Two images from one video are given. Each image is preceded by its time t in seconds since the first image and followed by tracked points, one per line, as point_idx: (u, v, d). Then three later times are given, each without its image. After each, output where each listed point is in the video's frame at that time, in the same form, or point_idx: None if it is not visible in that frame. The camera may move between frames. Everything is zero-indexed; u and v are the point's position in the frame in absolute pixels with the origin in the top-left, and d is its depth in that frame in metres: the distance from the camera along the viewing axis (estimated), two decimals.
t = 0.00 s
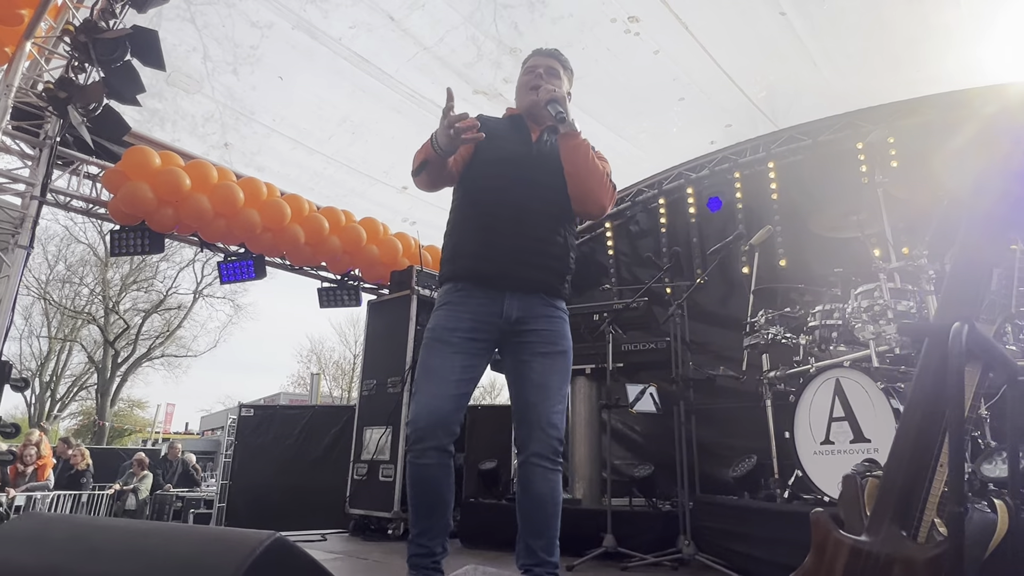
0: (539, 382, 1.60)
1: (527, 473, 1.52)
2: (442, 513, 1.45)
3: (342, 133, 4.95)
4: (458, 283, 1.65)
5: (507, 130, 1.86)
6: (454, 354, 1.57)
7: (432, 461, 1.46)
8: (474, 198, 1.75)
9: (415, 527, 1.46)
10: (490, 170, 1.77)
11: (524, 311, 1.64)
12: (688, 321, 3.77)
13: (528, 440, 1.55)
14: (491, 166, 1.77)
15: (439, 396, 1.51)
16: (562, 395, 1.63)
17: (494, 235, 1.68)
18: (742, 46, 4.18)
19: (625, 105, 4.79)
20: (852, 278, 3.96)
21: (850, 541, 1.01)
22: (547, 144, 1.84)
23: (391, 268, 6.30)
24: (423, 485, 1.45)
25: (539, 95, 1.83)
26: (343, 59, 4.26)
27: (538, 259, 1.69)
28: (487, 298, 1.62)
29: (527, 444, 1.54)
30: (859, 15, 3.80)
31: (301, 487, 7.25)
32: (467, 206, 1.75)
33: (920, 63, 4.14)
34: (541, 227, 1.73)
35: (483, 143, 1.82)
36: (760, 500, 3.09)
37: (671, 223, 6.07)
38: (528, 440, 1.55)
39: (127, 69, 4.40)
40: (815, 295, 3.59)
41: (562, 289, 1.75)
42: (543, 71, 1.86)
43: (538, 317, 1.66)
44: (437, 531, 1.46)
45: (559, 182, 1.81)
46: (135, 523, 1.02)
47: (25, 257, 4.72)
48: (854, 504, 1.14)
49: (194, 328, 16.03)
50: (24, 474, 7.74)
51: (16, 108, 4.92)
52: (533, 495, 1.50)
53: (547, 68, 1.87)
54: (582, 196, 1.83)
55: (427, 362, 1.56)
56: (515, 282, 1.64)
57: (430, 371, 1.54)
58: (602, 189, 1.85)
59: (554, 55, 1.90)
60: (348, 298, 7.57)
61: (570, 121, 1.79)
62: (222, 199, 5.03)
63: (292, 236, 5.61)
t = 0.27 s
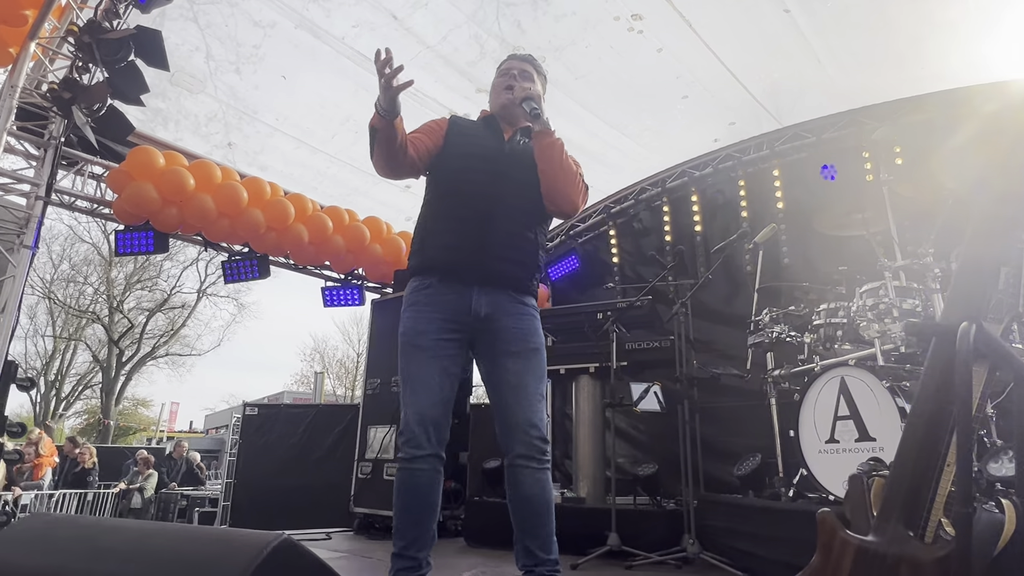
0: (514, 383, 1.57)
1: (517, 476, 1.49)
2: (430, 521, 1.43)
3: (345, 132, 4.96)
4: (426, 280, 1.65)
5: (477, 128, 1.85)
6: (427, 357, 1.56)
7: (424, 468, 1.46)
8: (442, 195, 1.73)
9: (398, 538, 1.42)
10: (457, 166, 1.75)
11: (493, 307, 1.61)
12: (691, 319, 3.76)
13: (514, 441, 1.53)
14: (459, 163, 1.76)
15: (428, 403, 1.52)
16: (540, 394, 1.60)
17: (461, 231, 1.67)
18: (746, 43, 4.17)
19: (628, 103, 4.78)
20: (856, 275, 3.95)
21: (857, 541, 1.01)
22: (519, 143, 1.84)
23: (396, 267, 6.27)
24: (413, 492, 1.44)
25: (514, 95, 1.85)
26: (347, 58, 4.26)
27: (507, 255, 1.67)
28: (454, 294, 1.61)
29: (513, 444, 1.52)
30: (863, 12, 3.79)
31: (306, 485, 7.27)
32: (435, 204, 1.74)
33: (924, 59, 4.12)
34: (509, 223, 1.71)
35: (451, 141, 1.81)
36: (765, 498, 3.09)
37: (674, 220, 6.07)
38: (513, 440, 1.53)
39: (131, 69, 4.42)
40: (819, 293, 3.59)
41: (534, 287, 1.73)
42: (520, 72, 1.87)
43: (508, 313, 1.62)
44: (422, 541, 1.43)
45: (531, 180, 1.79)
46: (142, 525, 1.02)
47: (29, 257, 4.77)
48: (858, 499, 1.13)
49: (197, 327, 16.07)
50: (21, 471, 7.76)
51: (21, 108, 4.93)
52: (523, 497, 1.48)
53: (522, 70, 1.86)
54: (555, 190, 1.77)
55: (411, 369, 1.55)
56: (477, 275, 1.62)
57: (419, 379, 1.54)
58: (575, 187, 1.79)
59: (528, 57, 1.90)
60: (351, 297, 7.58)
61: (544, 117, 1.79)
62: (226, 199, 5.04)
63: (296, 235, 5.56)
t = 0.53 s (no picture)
0: (505, 376, 1.57)
1: (514, 471, 1.48)
2: (434, 518, 1.43)
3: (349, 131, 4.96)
4: (405, 281, 1.65)
5: (442, 128, 1.82)
6: (415, 357, 1.56)
7: (424, 466, 1.47)
8: (413, 195, 1.72)
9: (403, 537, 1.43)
10: (423, 166, 1.74)
11: (473, 303, 1.60)
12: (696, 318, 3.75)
13: (509, 435, 1.51)
14: (425, 163, 1.74)
15: (425, 402, 1.52)
16: (530, 388, 1.60)
17: (435, 229, 1.65)
18: (751, 41, 4.15)
19: (633, 101, 4.77)
20: (861, 274, 3.95)
21: (866, 544, 1.00)
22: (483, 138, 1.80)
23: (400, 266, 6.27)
24: (415, 491, 1.43)
25: (472, 88, 1.79)
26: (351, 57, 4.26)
27: (485, 250, 1.65)
28: (431, 292, 1.60)
29: (509, 439, 1.51)
30: (869, 9, 3.77)
31: (313, 483, 7.33)
32: (406, 206, 1.73)
33: (930, 56, 4.09)
34: (481, 215, 1.69)
35: (416, 142, 1.79)
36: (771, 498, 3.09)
37: (679, 220, 6.14)
38: (508, 435, 1.52)
39: (137, 68, 4.41)
40: (825, 292, 3.58)
41: (513, 279, 1.72)
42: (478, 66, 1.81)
43: (487, 308, 1.61)
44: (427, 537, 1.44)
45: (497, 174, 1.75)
46: (154, 527, 1.02)
47: (36, 257, 4.77)
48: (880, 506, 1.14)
49: (201, 324, 16.12)
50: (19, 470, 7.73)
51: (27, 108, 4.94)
52: (522, 491, 1.47)
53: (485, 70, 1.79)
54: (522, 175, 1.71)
55: (403, 370, 1.55)
56: (459, 270, 1.61)
57: (412, 378, 1.54)
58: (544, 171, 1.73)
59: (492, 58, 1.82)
60: (356, 295, 7.60)
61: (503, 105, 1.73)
62: (232, 198, 5.05)
63: (301, 234, 5.55)
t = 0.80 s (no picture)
0: (508, 379, 1.57)
1: (515, 472, 1.49)
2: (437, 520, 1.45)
3: (353, 128, 4.95)
4: (411, 290, 1.67)
5: (417, 136, 1.82)
6: (424, 361, 1.57)
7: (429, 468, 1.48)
8: (403, 208, 1.74)
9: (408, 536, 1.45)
10: (406, 181, 1.76)
11: (480, 309, 1.60)
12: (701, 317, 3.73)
13: (510, 437, 1.52)
14: (409, 178, 1.75)
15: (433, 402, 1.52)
16: (535, 392, 1.59)
17: (433, 239, 1.67)
18: (757, 36, 4.11)
19: (637, 96, 4.74)
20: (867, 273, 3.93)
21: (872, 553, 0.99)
22: (459, 138, 1.77)
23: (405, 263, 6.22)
24: (418, 494, 1.45)
25: (437, 91, 1.74)
26: (354, 54, 4.24)
27: (488, 255, 1.65)
28: (439, 300, 1.61)
29: (511, 441, 1.51)
30: (876, 4, 3.73)
31: (318, 479, 7.37)
32: (399, 220, 1.75)
33: (937, 52, 4.06)
34: (479, 219, 1.68)
35: (395, 157, 1.80)
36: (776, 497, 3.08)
37: (683, 216, 6.13)
38: (508, 436, 1.52)
39: (139, 67, 4.48)
40: (831, 290, 3.56)
41: (518, 280, 1.71)
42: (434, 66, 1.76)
43: (495, 315, 1.61)
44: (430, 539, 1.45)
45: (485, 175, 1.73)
46: (158, 538, 1.02)
47: (40, 256, 4.79)
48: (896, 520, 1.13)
49: (206, 318, 16.18)
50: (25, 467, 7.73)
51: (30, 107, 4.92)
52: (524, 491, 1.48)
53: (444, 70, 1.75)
54: (509, 166, 1.71)
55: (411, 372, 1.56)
56: (471, 277, 1.62)
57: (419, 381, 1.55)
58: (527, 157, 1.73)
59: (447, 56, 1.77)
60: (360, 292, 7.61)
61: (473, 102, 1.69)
62: (235, 196, 5.02)
63: (305, 234, 5.51)
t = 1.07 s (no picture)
0: (516, 389, 1.57)
1: (518, 478, 1.51)
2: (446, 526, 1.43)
3: (355, 126, 4.95)
4: (421, 299, 1.69)
5: (422, 150, 1.85)
6: (432, 369, 1.59)
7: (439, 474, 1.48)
8: (411, 222, 1.79)
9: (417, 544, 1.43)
10: (413, 196, 1.80)
11: (487, 316, 1.60)
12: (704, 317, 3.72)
13: (516, 443, 1.53)
14: (414, 192, 1.80)
15: (437, 411, 1.54)
16: (543, 400, 1.59)
17: (439, 248, 1.69)
18: (761, 33, 4.08)
19: (640, 93, 4.71)
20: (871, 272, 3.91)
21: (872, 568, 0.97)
22: (461, 146, 1.78)
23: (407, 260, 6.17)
24: (428, 498, 1.45)
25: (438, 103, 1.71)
26: (356, 52, 4.22)
27: (492, 262, 1.65)
28: (446, 308, 1.63)
29: (519, 448, 1.53)
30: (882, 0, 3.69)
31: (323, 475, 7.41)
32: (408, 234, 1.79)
33: (943, 48, 4.01)
34: (483, 225, 1.69)
35: (401, 174, 1.85)
36: (778, 498, 3.07)
37: (687, 211, 6.11)
38: (516, 443, 1.54)
39: (140, 68, 4.41)
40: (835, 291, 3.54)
41: (525, 285, 1.71)
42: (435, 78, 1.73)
43: (502, 322, 1.61)
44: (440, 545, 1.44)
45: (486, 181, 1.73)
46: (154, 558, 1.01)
47: (43, 257, 4.82)
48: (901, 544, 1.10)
49: (211, 312, 16.22)
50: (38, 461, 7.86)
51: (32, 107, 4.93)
52: (525, 497, 1.51)
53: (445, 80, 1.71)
54: (510, 174, 1.69)
55: (421, 382, 1.58)
56: (478, 283, 1.62)
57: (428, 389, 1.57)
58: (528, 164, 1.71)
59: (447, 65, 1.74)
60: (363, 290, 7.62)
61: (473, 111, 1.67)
62: (238, 196, 4.98)
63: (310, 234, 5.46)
